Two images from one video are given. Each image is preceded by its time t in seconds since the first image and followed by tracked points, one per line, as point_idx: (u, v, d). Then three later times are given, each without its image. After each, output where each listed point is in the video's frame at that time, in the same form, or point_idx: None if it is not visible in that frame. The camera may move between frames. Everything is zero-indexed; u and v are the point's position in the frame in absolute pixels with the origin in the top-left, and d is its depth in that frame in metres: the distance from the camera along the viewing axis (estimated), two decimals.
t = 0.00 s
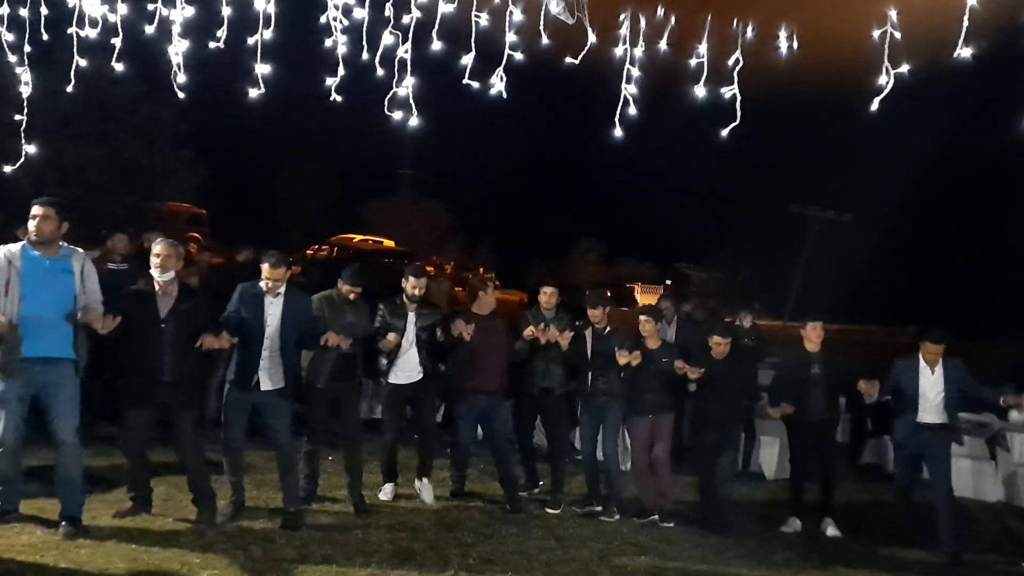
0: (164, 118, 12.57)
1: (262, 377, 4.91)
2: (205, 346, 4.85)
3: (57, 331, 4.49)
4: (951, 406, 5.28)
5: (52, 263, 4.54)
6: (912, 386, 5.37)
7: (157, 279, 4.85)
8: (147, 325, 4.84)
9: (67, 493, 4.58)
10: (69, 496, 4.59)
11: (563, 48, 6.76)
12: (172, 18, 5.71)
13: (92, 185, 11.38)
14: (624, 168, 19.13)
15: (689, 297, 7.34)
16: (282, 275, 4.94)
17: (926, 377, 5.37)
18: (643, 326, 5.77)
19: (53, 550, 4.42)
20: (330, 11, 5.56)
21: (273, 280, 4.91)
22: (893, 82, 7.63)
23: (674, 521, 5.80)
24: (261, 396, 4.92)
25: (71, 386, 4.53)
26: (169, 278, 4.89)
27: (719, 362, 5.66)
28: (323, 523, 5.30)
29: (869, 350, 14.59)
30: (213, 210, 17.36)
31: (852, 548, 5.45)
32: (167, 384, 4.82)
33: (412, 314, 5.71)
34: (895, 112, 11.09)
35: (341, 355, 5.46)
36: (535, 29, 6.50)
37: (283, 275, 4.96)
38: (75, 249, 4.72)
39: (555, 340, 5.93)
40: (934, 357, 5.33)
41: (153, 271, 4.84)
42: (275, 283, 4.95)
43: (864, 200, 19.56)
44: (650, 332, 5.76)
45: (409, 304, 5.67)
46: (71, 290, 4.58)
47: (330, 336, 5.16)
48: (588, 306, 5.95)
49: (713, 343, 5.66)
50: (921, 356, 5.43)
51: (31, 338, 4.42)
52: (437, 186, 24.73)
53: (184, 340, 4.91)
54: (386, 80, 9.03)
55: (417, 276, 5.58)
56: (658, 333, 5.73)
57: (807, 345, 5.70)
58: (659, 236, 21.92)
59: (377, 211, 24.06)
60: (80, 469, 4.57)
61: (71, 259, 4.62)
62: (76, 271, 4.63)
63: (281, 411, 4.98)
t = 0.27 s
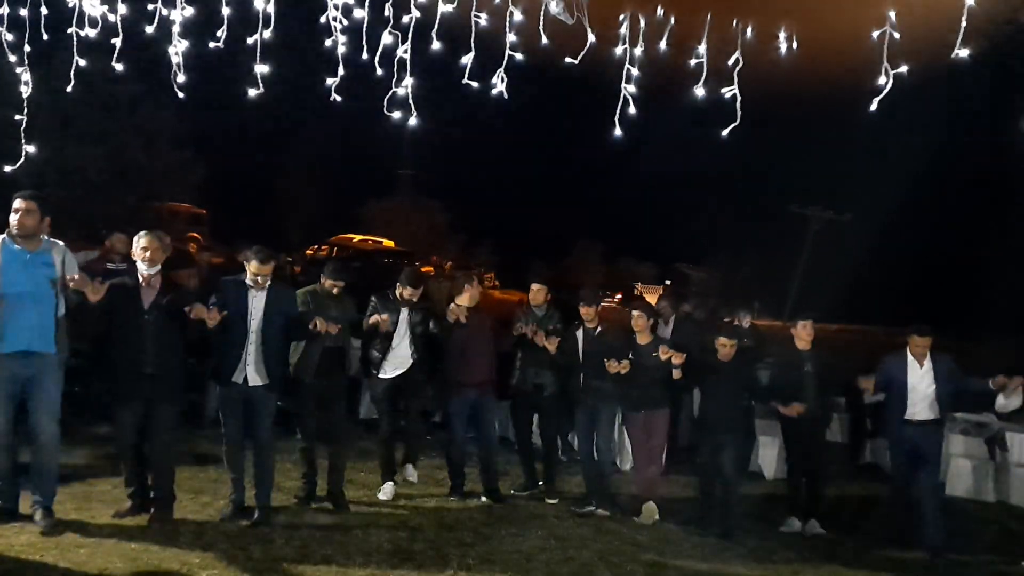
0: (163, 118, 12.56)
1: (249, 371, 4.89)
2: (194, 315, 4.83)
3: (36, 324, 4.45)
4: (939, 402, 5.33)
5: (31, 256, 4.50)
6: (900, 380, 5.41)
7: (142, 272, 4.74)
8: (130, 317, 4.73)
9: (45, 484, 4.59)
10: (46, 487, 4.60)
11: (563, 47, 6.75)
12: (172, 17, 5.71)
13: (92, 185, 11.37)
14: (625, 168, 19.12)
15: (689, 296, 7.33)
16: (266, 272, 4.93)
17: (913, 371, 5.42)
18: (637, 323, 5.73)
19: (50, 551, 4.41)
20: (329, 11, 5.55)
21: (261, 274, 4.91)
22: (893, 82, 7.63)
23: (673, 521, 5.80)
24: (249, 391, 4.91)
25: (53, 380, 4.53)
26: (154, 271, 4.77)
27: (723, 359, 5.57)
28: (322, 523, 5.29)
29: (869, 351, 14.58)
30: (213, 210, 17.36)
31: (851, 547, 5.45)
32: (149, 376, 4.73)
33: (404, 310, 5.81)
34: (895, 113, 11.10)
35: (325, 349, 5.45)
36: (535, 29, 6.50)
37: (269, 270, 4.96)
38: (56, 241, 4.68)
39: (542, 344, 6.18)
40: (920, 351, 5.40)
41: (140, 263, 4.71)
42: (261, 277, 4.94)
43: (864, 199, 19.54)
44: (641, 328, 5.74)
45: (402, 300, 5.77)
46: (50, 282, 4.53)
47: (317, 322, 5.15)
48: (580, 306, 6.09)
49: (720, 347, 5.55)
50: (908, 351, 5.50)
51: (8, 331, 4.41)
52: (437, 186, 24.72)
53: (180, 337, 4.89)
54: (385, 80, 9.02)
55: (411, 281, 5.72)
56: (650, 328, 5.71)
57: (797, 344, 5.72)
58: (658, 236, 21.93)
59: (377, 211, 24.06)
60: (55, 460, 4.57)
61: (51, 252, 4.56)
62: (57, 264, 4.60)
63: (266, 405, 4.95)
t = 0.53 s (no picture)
0: (162, 118, 12.53)
1: (239, 376, 4.79)
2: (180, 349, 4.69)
3: (21, 329, 4.38)
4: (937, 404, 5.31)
5: (17, 260, 4.44)
6: (898, 383, 5.37)
7: (131, 275, 4.63)
8: (116, 320, 4.64)
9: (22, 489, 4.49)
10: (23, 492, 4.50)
11: (562, 46, 6.71)
12: (169, 17, 5.68)
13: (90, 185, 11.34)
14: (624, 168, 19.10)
15: (689, 296, 7.30)
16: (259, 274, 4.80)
17: (910, 374, 5.38)
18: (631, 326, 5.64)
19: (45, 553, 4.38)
20: (327, 9, 5.52)
21: (252, 279, 4.79)
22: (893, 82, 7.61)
23: (674, 523, 5.77)
24: (239, 396, 4.81)
25: (35, 385, 4.41)
26: (144, 274, 4.66)
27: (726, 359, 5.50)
28: (320, 525, 5.26)
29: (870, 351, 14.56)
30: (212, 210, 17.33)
31: (853, 549, 5.43)
32: (135, 380, 4.65)
33: (395, 317, 5.58)
34: (894, 113, 11.09)
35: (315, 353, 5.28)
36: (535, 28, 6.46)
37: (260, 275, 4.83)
38: (42, 245, 4.63)
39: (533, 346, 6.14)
40: (918, 353, 5.35)
41: (131, 266, 4.60)
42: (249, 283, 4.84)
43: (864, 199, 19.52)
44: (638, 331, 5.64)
45: (393, 307, 5.55)
46: (36, 286, 4.48)
47: (308, 343, 5.01)
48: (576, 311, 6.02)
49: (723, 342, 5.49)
50: (905, 353, 5.45)
51: None
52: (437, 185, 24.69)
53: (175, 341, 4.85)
54: (384, 79, 8.98)
55: (407, 290, 5.53)
56: (646, 332, 5.62)
57: (796, 345, 5.70)
58: (658, 236, 21.91)
59: (377, 211, 24.03)
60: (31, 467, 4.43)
61: (37, 255, 4.52)
62: (42, 269, 4.54)
63: (256, 408, 4.87)
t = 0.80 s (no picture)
0: (164, 119, 12.59)
1: (236, 374, 4.80)
2: (178, 327, 4.66)
3: (17, 331, 4.35)
4: (931, 403, 5.36)
5: (16, 260, 4.37)
6: (894, 381, 5.41)
7: (125, 273, 4.56)
8: (110, 319, 4.58)
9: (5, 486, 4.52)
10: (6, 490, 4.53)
11: (562, 49, 6.77)
12: (174, 20, 5.78)
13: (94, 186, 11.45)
14: (624, 169, 19.17)
15: (688, 296, 7.37)
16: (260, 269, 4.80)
17: (907, 373, 5.42)
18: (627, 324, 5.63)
19: (52, 550, 4.46)
20: (330, 13, 5.59)
21: (252, 272, 4.77)
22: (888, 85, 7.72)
23: (672, 520, 5.83)
24: (234, 393, 4.82)
25: (31, 382, 4.45)
26: (140, 273, 4.58)
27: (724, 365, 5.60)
28: (322, 522, 5.33)
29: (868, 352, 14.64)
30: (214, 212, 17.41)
31: (849, 546, 5.49)
32: (127, 379, 4.66)
33: (389, 312, 5.52)
34: (890, 116, 11.19)
35: (312, 353, 5.22)
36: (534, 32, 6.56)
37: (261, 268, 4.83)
38: (41, 244, 4.56)
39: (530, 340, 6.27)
40: (914, 352, 5.40)
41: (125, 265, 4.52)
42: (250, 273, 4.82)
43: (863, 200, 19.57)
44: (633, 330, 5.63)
45: (387, 302, 5.48)
46: (34, 287, 4.41)
47: (309, 334, 5.12)
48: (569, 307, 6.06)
49: (716, 348, 5.60)
50: (902, 352, 5.50)
51: None
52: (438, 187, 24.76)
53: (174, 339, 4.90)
54: (385, 82, 9.05)
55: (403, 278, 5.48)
56: (641, 331, 5.58)
57: (791, 347, 5.60)
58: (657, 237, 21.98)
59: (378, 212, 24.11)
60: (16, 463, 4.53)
61: (36, 255, 4.45)
62: (40, 268, 4.47)
63: (251, 406, 4.89)
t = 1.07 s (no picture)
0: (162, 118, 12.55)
1: (225, 377, 4.65)
2: (166, 344, 4.52)
3: (9, 335, 4.29)
4: (935, 406, 5.31)
5: (9, 262, 4.36)
6: (899, 384, 5.36)
7: (117, 275, 4.53)
8: (101, 323, 4.54)
9: None
10: None
11: (562, 47, 6.73)
12: (171, 18, 5.72)
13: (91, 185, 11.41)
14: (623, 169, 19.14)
15: (688, 297, 7.33)
16: (250, 263, 4.69)
17: (912, 375, 5.36)
18: (625, 325, 5.64)
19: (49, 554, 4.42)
20: (328, 11, 5.54)
21: (239, 271, 4.63)
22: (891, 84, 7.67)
23: (673, 523, 5.79)
24: (223, 397, 4.67)
25: (22, 392, 4.36)
26: (130, 274, 4.56)
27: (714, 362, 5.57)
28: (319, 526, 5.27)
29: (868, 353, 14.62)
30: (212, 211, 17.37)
31: (850, 549, 5.46)
32: (116, 385, 4.57)
33: (383, 312, 5.51)
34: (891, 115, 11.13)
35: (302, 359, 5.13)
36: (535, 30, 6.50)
37: (247, 269, 4.71)
38: (36, 248, 4.55)
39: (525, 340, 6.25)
40: (920, 355, 5.34)
41: (116, 265, 4.51)
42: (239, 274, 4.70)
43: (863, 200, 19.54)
44: (630, 329, 5.64)
45: (379, 301, 5.47)
46: (27, 290, 4.38)
47: (294, 350, 4.83)
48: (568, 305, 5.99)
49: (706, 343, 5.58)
50: (907, 355, 5.43)
51: None
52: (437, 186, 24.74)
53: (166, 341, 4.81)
54: (384, 80, 9.00)
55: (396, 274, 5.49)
56: (639, 330, 5.61)
57: (796, 346, 5.61)
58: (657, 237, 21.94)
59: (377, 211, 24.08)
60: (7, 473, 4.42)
61: (29, 258, 4.43)
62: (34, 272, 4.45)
63: (240, 412, 4.72)
